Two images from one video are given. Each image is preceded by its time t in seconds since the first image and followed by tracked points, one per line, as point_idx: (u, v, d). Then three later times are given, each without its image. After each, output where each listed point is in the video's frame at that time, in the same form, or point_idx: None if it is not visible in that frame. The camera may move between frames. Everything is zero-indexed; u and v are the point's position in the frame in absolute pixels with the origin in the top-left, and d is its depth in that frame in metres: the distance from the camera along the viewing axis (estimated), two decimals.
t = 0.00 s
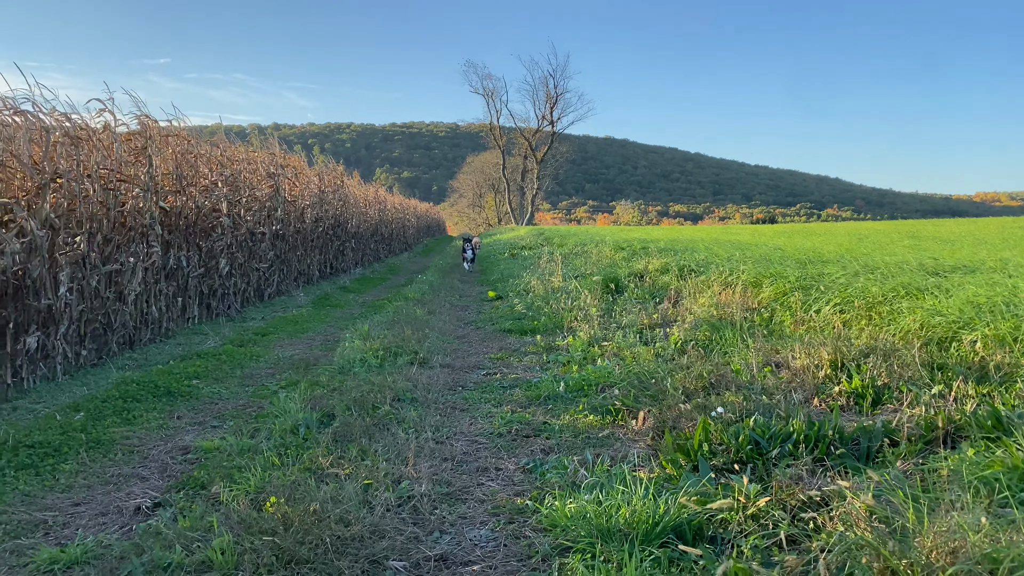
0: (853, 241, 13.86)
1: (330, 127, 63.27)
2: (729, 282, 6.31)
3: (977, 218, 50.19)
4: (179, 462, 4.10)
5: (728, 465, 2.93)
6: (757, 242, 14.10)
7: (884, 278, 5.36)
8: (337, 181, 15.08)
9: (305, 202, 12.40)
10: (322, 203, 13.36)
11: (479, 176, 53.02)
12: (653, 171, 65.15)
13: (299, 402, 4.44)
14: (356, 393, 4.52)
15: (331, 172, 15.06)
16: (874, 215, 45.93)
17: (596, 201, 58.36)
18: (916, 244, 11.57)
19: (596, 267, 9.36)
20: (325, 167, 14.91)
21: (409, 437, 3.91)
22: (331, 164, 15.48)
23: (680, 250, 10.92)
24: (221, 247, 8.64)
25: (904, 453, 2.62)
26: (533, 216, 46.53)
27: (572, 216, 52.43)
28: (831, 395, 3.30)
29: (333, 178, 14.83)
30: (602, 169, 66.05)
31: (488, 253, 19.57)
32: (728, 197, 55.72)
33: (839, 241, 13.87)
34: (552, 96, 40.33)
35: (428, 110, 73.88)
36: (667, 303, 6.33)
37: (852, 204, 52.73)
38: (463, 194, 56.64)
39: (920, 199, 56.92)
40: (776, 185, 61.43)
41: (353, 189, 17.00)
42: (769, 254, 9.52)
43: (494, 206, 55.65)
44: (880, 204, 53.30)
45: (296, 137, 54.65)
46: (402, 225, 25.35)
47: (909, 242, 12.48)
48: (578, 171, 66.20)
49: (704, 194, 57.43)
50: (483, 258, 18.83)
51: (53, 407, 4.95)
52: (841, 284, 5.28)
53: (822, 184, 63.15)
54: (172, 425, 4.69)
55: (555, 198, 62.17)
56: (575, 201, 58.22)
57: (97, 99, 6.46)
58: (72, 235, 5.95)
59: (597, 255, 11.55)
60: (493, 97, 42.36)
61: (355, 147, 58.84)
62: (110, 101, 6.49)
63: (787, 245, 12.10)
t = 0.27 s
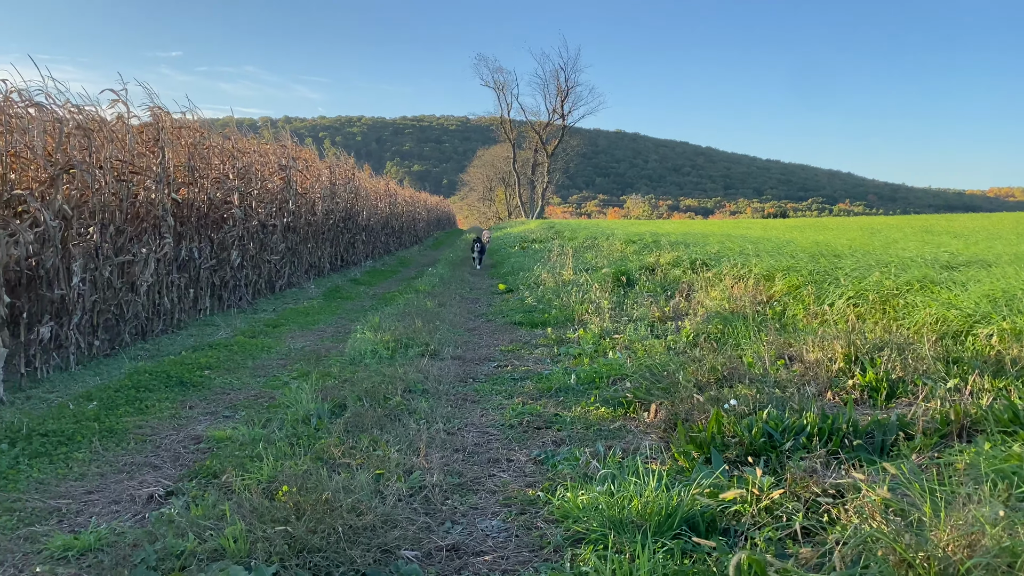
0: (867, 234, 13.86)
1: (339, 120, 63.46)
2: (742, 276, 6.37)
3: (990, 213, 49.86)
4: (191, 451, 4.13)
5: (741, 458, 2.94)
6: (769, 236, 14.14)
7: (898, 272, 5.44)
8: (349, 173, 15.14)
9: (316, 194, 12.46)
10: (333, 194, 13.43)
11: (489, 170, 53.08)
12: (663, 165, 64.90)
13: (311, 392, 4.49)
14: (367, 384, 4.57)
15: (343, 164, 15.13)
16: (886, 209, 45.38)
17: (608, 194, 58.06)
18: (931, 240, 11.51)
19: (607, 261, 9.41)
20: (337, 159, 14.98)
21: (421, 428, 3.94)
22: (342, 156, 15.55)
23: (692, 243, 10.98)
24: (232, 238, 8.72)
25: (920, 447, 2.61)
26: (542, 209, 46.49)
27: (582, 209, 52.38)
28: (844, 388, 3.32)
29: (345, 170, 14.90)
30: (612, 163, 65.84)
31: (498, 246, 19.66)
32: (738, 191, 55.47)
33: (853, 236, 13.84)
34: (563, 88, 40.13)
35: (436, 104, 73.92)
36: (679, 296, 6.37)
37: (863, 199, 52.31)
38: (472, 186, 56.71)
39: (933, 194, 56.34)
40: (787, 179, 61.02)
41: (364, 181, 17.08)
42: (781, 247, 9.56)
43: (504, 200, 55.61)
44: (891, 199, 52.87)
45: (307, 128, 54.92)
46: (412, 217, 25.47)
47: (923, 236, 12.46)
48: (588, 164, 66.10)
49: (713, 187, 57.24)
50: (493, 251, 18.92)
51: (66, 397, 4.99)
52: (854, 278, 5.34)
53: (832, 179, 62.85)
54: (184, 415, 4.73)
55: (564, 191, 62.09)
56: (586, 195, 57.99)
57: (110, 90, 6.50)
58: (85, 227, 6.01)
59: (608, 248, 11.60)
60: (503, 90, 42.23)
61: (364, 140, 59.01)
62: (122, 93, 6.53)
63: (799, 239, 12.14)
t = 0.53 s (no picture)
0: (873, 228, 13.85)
1: (343, 114, 63.47)
2: (748, 268, 6.39)
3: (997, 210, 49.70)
4: (198, 440, 4.15)
5: (748, 447, 2.95)
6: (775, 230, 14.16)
7: (906, 265, 5.48)
8: (354, 166, 15.16)
9: (321, 186, 12.48)
10: (338, 187, 13.45)
11: (494, 165, 53.06)
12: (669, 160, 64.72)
13: (317, 382, 4.51)
14: (374, 374, 4.59)
15: (348, 157, 15.15)
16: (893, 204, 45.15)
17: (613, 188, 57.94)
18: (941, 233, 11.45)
19: (612, 253, 9.43)
20: (342, 152, 14.99)
21: (428, 417, 3.96)
22: (348, 148, 15.57)
23: (698, 236, 10.99)
24: (238, 230, 8.75)
25: (927, 437, 2.62)
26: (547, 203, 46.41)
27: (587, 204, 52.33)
28: (852, 379, 3.38)
29: (350, 162, 14.92)
30: (617, 157, 65.67)
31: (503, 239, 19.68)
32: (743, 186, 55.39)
33: (860, 228, 13.77)
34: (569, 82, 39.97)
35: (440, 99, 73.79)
36: (685, 288, 6.38)
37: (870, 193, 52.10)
38: (477, 180, 56.68)
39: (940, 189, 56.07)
40: (793, 173, 60.76)
41: (369, 174, 17.10)
42: (787, 240, 9.57)
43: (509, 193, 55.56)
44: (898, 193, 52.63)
45: (311, 122, 54.95)
46: (417, 210, 25.51)
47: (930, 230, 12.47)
48: (593, 159, 65.94)
49: (719, 182, 57.14)
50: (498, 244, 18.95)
51: (72, 386, 5.02)
52: (861, 271, 5.37)
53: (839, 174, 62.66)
54: (190, 404, 4.75)
55: (569, 186, 62.01)
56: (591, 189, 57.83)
57: (117, 81, 6.51)
58: (91, 217, 6.03)
59: (614, 241, 11.62)
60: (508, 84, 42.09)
61: (369, 134, 59.04)
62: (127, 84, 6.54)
63: (805, 233, 12.15)
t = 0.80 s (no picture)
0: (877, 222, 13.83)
1: (345, 107, 63.37)
2: (751, 261, 6.38)
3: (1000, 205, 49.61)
4: (199, 431, 4.16)
5: (750, 439, 2.95)
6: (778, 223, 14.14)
7: (909, 258, 5.48)
8: (356, 158, 15.14)
9: (323, 179, 12.47)
10: (340, 179, 13.43)
11: (496, 158, 52.98)
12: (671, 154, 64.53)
13: (319, 374, 4.51)
14: (376, 366, 4.60)
15: (350, 149, 15.12)
16: (896, 199, 45.05)
17: (615, 182, 57.84)
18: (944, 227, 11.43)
19: (614, 246, 9.42)
20: (344, 144, 14.97)
21: (429, 408, 3.97)
22: (350, 141, 15.54)
23: (700, 230, 10.98)
24: (240, 222, 8.75)
25: (930, 430, 2.61)
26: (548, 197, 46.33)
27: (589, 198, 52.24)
28: (854, 371, 3.38)
29: (352, 155, 14.90)
30: (619, 151, 65.46)
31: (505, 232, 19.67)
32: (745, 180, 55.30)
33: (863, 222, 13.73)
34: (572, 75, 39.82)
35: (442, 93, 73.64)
36: (687, 281, 6.38)
37: (873, 187, 51.97)
38: (479, 173, 56.56)
39: (944, 183, 55.95)
40: (796, 167, 60.62)
41: (371, 166, 17.07)
42: (791, 234, 9.55)
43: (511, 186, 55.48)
44: (902, 187, 52.51)
45: (313, 115, 54.87)
46: (419, 203, 25.48)
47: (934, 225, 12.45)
48: (596, 153, 65.73)
49: (721, 176, 57.01)
50: (500, 237, 18.94)
51: (74, 377, 5.03)
52: (864, 264, 5.36)
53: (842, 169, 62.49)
54: (192, 395, 4.75)
55: (571, 180, 61.88)
56: (592, 183, 57.77)
57: (118, 73, 6.50)
58: (93, 209, 6.03)
59: (616, 234, 11.61)
60: (511, 77, 41.91)
61: (371, 127, 58.96)
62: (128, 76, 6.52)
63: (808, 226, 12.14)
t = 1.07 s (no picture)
0: (877, 215, 13.82)
1: (345, 101, 63.12)
2: (750, 255, 6.38)
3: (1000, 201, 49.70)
4: (198, 422, 4.15)
5: (748, 432, 2.95)
6: (778, 217, 14.13)
7: (909, 252, 5.48)
8: (356, 152, 15.11)
9: (323, 173, 12.45)
10: (340, 172, 13.42)
11: (496, 152, 52.86)
12: (672, 148, 64.39)
13: (318, 367, 4.52)
14: (375, 359, 4.60)
15: (350, 143, 15.09)
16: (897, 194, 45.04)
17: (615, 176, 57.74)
18: (944, 221, 11.43)
19: (614, 240, 9.42)
20: (344, 138, 14.94)
21: (428, 401, 3.97)
22: (350, 134, 15.51)
23: (700, 224, 10.98)
24: (240, 215, 8.75)
25: (928, 423, 2.62)
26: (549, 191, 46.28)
27: (590, 192, 52.17)
28: (853, 364, 3.40)
29: (352, 149, 14.88)
30: (620, 146, 65.38)
31: (506, 226, 19.65)
32: (746, 174, 55.23)
33: (864, 216, 13.73)
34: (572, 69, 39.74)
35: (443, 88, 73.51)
36: (686, 274, 6.38)
37: (874, 180, 51.94)
38: (480, 167, 56.44)
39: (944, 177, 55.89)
40: (797, 162, 60.55)
41: (371, 160, 17.05)
42: (791, 227, 9.55)
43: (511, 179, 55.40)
44: (902, 181, 52.50)
45: (313, 109, 54.75)
46: (420, 197, 25.45)
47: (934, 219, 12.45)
48: (597, 147, 65.63)
49: (722, 170, 56.96)
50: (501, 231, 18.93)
51: (73, 369, 5.03)
52: (863, 258, 5.37)
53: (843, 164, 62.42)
54: (191, 388, 4.75)
55: (572, 175, 61.78)
56: (593, 177, 57.62)
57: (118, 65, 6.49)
58: (92, 201, 6.01)
59: (616, 228, 11.61)
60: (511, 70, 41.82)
61: (371, 120, 58.81)
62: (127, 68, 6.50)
63: (808, 220, 12.13)
